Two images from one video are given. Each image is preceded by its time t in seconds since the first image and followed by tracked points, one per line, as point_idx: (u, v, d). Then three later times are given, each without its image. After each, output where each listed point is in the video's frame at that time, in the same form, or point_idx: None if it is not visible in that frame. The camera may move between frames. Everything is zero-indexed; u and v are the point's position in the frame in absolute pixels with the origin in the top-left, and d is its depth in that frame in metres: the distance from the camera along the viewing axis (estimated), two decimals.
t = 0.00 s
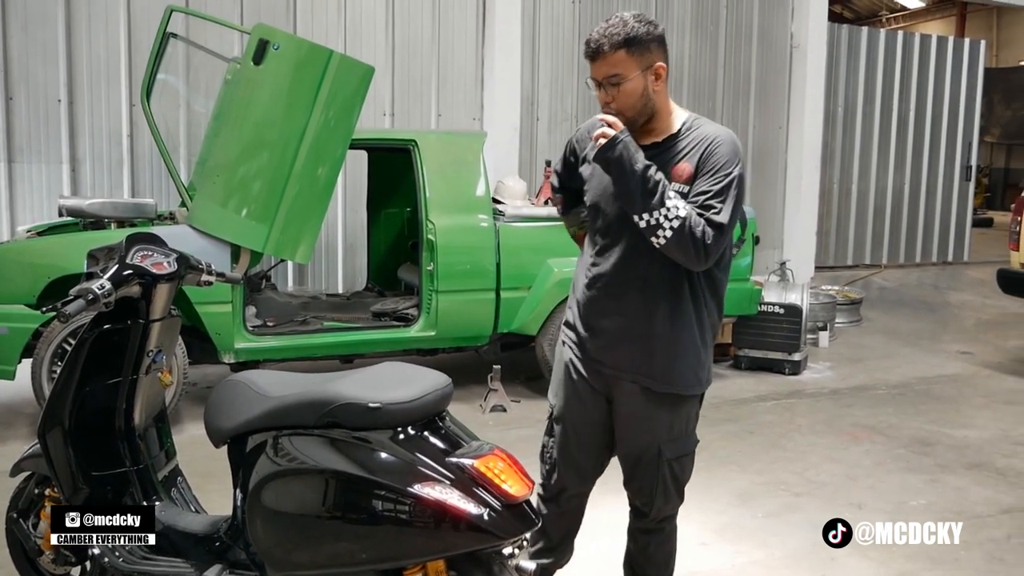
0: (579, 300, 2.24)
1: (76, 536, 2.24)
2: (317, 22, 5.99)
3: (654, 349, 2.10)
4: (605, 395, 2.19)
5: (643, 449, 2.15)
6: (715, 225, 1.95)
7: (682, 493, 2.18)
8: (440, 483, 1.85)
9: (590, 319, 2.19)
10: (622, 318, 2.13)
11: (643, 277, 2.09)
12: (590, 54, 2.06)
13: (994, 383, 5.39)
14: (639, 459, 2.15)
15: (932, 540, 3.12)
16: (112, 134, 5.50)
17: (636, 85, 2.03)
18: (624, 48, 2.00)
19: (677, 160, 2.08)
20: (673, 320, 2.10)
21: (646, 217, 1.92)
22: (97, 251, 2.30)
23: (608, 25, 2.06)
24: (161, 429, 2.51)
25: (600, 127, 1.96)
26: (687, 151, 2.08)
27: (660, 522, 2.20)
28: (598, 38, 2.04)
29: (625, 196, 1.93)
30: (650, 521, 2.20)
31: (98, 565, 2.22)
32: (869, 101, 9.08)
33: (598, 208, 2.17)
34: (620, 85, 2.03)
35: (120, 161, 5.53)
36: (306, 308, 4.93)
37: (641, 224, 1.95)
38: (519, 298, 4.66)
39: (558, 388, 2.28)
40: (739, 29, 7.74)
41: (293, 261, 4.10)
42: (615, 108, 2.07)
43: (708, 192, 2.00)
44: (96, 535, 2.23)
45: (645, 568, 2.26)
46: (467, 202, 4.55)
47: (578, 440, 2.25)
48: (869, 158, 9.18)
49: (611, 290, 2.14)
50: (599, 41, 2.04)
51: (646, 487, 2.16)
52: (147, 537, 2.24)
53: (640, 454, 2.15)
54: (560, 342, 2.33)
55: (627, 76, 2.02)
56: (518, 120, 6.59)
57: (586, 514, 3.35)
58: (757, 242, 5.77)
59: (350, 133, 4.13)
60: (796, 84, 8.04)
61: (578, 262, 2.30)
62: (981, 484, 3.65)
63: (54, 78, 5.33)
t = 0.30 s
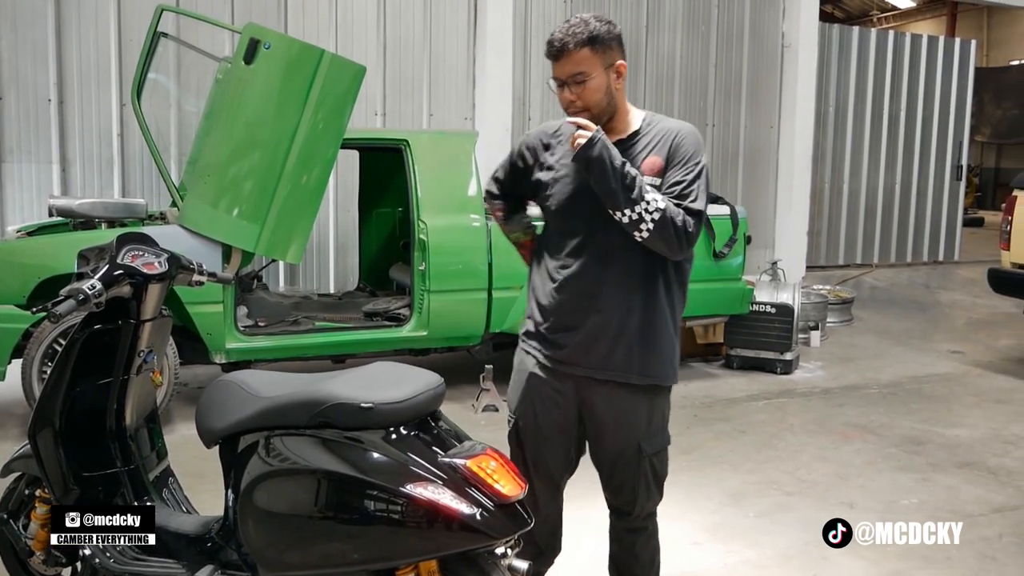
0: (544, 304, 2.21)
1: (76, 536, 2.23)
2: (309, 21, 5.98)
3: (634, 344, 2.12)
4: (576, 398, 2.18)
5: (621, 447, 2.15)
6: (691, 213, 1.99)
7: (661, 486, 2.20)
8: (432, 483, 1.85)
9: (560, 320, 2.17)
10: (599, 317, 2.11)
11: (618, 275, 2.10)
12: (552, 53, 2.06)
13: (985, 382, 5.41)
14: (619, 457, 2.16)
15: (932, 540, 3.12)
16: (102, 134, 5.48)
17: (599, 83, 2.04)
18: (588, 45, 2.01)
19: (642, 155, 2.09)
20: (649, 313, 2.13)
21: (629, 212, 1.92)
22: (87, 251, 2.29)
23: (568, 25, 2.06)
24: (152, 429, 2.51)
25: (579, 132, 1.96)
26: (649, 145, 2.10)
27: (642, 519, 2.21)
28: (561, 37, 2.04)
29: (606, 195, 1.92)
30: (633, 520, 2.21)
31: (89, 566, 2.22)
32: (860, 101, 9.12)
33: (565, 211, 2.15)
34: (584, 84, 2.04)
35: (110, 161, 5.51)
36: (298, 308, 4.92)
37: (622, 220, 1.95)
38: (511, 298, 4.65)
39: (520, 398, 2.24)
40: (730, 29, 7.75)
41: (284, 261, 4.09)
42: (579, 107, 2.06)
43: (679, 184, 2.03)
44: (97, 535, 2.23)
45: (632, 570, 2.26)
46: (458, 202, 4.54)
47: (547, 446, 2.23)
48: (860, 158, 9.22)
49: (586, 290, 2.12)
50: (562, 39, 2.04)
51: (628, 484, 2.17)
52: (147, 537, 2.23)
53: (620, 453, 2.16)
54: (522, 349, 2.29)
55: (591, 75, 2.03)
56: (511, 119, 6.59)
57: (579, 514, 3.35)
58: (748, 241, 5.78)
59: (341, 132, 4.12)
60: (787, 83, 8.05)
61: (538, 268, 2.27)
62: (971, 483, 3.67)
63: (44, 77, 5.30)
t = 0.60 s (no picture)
0: (506, 312, 2.27)
1: (74, 537, 2.24)
2: (302, 21, 5.97)
3: (600, 338, 2.23)
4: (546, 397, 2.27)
5: (596, 439, 2.24)
6: (647, 207, 2.14)
7: (637, 473, 2.29)
8: (427, 485, 1.85)
9: (526, 325, 2.24)
10: (568, 317, 2.21)
11: (580, 274, 2.20)
12: (495, 62, 2.07)
13: (978, 382, 5.43)
14: (592, 451, 2.24)
15: (930, 540, 3.14)
16: (96, 134, 5.46)
17: (545, 87, 2.07)
18: (532, 50, 2.05)
19: (594, 156, 2.19)
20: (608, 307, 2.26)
21: (597, 218, 2.01)
22: (82, 252, 2.27)
23: (506, 33, 2.08)
24: (147, 430, 2.50)
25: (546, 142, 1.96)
26: (598, 147, 2.20)
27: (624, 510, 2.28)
28: (501, 45, 2.06)
29: (576, 203, 1.99)
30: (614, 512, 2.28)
31: (84, 568, 2.23)
32: (854, 101, 9.14)
33: (519, 221, 2.20)
34: (531, 89, 2.06)
35: (103, 161, 5.49)
36: (292, 309, 4.92)
37: (588, 225, 2.04)
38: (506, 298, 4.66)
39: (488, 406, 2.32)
40: (724, 29, 7.77)
41: (278, 262, 4.09)
42: (528, 112, 2.09)
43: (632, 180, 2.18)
44: (96, 535, 2.24)
45: (622, 561, 2.32)
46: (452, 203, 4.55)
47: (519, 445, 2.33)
48: (853, 158, 9.25)
49: (552, 293, 2.21)
50: (507, 46, 2.05)
51: (603, 476, 2.25)
52: (147, 537, 2.25)
53: (595, 445, 2.24)
54: (481, 357, 2.34)
55: (536, 79, 2.06)
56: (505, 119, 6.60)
57: (574, 515, 3.36)
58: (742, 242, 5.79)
59: (335, 133, 4.12)
60: (781, 84, 8.07)
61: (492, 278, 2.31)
62: (965, 483, 3.68)
63: (37, 77, 5.29)
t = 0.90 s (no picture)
0: (499, 311, 2.31)
1: (74, 537, 2.25)
2: (300, 22, 5.98)
3: (589, 326, 2.35)
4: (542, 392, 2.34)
5: (589, 426, 2.36)
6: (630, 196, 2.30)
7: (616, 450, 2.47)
8: (426, 487, 1.85)
9: (522, 322, 2.30)
10: (562, 308, 2.31)
11: (571, 265, 2.31)
12: (485, 64, 2.09)
13: (976, 383, 5.45)
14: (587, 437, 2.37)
15: (928, 541, 3.15)
16: (94, 135, 5.46)
17: (535, 89, 2.14)
18: (523, 53, 2.09)
19: (577, 153, 2.31)
20: (593, 296, 2.38)
21: (592, 210, 2.14)
22: (80, 254, 2.27)
23: (494, 37, 2.12)
24: (146, 433, 2.51)
25: (544, 142, 2.05)
26: (578, 143, 2.32)
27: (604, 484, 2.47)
28: (491, 48, 2.09)
29: (573, 197, 2.11)
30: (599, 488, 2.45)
31: (83, 569, 2.24)
32: (852, 103, 9.16)
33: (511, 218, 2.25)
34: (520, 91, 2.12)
35: (102, 162, 5.49)
36: (290, 311, 4.92)
37: (581, 217, 2.17)
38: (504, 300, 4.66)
39: (481, 406, 2.35)
40: (722, 30, 7.78)
41: (276, 263, 4.09)
42: (519, 113, 2.15)
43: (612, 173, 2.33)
44: (96, 536, 2.25)
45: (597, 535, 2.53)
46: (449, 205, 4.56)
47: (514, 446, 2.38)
48: (851, 159, 9.26)
49: (547, 285, 2.29)
50: (498, 49, 2.08)
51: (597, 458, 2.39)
52: (147, 538, 2.26)
53: (589, 432, 2.37)
54: (471, 358, 2.37)
55: (525, 82, 2.11)
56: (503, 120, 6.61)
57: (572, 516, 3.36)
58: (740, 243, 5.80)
59: (332, 136, 4.12)
60: (779, 85, 8.08)
61: (480, 280, 2.33)
62: (963, 485, 3.69)
63: (36, 78, 5.29)
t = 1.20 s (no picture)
0: (504, 304, 2.36)
1: (74, 538, 2.26)
2: (299, 23, 5.98)
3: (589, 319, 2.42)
4: (545, 380, 2.41)
5: (582, 414, 2.48)
6: (629, 196, 2.40)
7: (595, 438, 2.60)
8: (426, 487, 1.85)
9: (527, 315, 2.34)
10: (565, 301, 2.37)
11: (574, 260, 2.38)
12: (489, 59, 2.17)
13: (975, 384, 5.45)
14: (576, 424, 2.48)
15: (927, 541, 3.15)
16: (93, 136, 5.46)
17: (537, 83, 2.20)
18: (526, 49, 2.17)
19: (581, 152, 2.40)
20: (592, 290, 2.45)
21: (596, 206, 2.22)
22: (80, 255, 2.27)
23: (498, 33, 2.20)
24: (145, 433, 2.51)
25: (554, 137, 2.13)
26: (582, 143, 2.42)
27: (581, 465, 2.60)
28: (496, 42, 2.17)
29: (579, 191, 2.18)
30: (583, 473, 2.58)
31: (83, 570, 2.24)
32: (850, 103, 9.16)
33: (516, 213, 2.32)
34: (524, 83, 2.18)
35: (101, 163, 5.49)
36: (289, 311, 4.92)
37: (583, 214, 2.24)
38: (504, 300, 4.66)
39: (488, 399, 2.37)
40: (721, 31, 7.78)
41: (275, 263, 4.09)
42: (521, 106, 2.20)
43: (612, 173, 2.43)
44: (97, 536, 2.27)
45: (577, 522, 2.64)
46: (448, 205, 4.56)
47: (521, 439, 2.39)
48: (850, 159, 9.27)
49: (551, 279, 2.35)
50: (502, 43, 2.17)
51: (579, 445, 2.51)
52: (146, 537, 2.29)
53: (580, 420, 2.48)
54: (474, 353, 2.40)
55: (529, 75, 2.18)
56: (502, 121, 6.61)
57: (572, 515, 3.36)
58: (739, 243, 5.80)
59: (331, 136, 4.12)
60: (778, 85, 8.08)
61: (485, 275, 2.39)
62: (963, 485, 3.69)
63: (34, 79, 5.29)
